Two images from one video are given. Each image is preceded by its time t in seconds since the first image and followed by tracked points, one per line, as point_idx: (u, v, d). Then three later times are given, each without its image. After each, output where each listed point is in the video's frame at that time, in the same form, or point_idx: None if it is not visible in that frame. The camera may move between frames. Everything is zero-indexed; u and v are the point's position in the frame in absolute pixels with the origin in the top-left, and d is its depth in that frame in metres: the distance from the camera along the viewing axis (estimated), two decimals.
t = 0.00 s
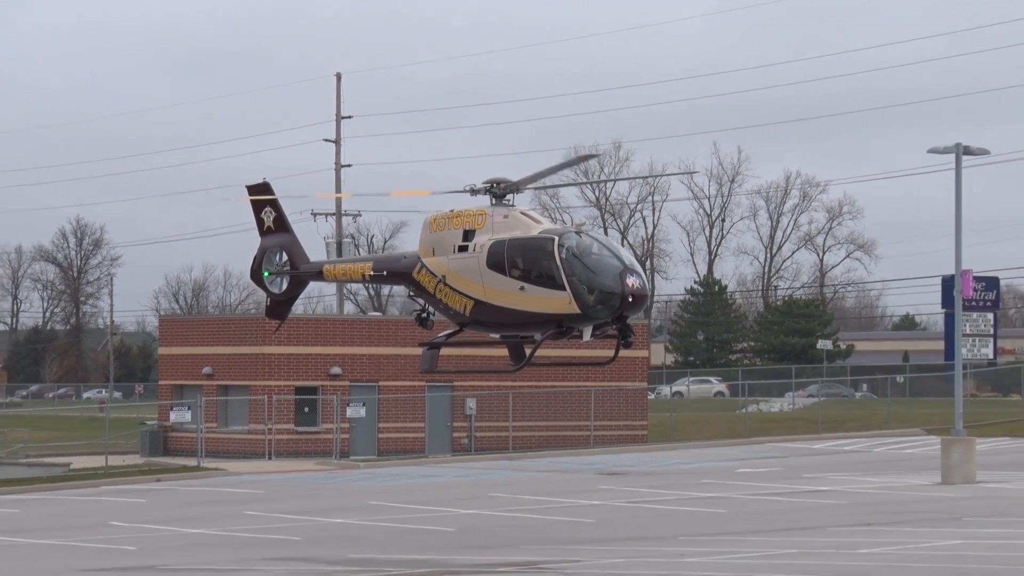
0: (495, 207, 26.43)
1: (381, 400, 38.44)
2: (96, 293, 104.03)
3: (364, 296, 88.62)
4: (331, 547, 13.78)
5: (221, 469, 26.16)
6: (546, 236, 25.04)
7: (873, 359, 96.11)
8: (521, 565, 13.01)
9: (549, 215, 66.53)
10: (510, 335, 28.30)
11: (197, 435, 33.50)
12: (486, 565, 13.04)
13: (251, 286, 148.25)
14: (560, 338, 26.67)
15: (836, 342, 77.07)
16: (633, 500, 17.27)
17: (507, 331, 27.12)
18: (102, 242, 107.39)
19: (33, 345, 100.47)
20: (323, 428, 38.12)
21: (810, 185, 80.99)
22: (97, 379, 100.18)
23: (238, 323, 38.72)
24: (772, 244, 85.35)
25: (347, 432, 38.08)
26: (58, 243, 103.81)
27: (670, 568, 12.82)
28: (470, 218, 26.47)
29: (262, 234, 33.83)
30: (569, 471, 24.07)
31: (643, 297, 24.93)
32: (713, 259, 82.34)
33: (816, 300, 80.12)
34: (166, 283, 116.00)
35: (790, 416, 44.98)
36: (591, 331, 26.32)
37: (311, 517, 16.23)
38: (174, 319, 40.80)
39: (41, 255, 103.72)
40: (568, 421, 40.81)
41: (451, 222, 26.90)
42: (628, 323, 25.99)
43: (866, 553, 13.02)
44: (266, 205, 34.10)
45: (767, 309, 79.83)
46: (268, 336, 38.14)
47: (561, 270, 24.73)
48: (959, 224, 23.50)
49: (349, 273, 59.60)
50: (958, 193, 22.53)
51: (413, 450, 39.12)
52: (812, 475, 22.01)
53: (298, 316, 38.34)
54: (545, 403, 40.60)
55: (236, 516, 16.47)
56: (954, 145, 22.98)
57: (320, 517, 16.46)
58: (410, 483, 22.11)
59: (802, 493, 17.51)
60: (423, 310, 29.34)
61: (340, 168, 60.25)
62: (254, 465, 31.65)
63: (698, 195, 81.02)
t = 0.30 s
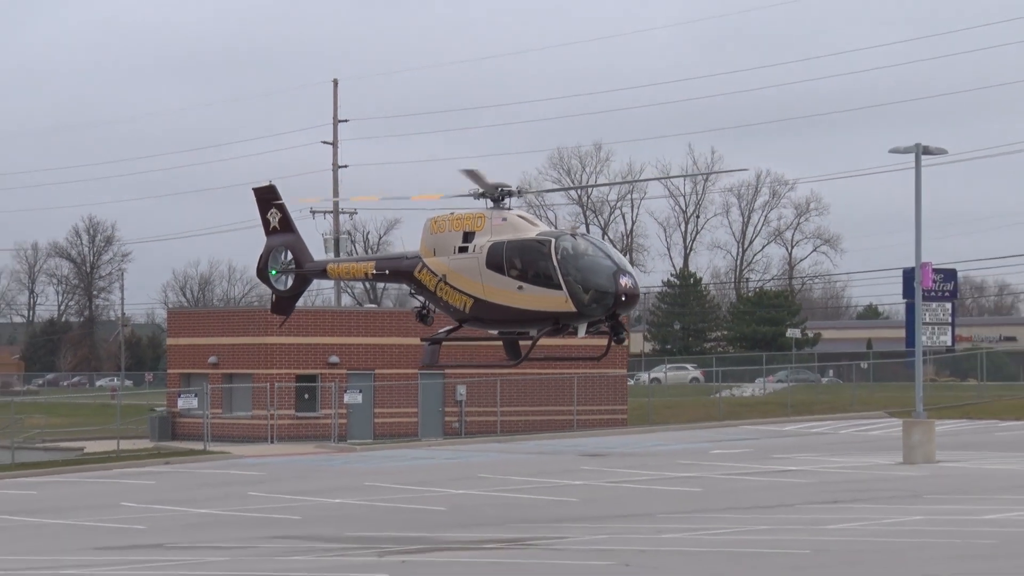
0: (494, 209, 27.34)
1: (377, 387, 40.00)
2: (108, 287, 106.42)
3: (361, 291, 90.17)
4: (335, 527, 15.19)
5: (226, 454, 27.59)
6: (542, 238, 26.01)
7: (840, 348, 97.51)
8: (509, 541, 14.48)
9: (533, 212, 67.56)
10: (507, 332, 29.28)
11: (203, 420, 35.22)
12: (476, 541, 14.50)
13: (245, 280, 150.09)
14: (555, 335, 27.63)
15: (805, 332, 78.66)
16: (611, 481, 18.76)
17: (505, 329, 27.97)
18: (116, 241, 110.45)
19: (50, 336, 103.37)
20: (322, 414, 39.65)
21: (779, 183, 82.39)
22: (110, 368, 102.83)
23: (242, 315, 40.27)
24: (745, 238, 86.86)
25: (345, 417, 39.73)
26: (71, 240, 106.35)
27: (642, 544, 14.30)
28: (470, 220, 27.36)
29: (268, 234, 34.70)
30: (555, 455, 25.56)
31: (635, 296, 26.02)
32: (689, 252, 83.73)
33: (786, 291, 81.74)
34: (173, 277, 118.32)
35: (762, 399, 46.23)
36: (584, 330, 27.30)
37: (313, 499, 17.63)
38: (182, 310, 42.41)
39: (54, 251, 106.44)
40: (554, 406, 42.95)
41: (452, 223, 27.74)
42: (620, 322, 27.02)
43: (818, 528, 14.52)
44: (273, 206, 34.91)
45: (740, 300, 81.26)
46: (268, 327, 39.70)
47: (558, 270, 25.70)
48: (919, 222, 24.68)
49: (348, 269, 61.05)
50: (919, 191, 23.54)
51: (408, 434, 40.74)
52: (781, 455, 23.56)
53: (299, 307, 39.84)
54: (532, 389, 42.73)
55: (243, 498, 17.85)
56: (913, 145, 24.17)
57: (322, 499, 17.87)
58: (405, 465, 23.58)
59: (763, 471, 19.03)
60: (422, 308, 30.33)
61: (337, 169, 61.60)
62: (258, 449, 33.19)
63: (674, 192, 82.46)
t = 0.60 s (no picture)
0: (487, 209, 28.95)
1: (367, 372, 43.81)
2: (114, 279, 110.24)
3: (351, 281, 92.29)
4: (329, 501, 16.54)
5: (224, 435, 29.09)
6: (534, 237, 27.59)
7: (805, 335, 100.05)
8: (491, 514, 15.85)
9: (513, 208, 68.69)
10: (496, 325, 30.29)
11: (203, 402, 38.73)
12: (461, 513, 15.88)
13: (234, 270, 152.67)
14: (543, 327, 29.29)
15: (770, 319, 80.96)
16: (585, 459, 20.25)
17: (496, 321, 29.60)
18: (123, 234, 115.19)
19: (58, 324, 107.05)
20: (316, 397, 43.20)
21: (746, 179, 84.24)
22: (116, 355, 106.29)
23: (242, 306, 44.31)
24: (714, 232, 88.97)
25: (338, 400, 43.32)
26: (77, 233, 109.85)
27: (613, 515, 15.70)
28: (464, 219, 28.95)
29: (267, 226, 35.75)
30: (536, 436, 27.11)
31: (622, 293, 27.77)
32: (662, 244, 85.56)
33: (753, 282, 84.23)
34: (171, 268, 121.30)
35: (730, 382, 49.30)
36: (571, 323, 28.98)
37: (308, 476, 19.02)
38: (186, 301, 46.48)
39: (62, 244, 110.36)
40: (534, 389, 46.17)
41: (447, 221, 29.33)
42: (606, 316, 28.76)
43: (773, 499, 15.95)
44: (271, 199, 35.90)
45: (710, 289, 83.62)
46: (267, 316, 43.92)
47: (549, 267, 27.29)
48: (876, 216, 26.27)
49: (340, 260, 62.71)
50: (876, 190, 24.29)
51: (395, 416, 44.31)
52: (747, 437, 24.99)
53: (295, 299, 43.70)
54: (515, 373, 45.92)
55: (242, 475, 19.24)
56: (872, 143, 24.97)
57: (316, 476, 19.26)
58: (395, 444, 25.09)
59: (724, 449, 20.59)
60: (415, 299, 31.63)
61: (329, 164, 63.39)
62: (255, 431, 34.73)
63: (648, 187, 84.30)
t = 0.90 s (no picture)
0: (481, 204, 29.88)
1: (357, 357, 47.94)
2: (118, 267, 113.24)
3: (341, 270, 93.79)
4: (320, 482, 17.54)
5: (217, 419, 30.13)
6: (526, 233, 28.63)
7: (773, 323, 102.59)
8: (475, 492, 16.89)
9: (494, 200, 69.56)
10: (485, 315, 31.14)
11: (206, 386, 42.53)
12: (446, 491, 16.91)
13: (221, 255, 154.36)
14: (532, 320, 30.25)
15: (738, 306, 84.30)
16: (559, 444, 21.40)
17: (486, 312, 30.52)
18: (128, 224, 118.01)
19: (64, 310, 109.87)
20: (309, 379, 47.47)
21: (717, 175, 85.69)
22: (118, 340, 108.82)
23: (237, 295, 47.95)
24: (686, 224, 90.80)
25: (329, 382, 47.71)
26: (82, 223, 112.66)
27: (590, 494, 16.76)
28: (459, 213, 29.85)
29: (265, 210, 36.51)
30: (517, 420, 28.32)
31: (609, 289, 28.76)
32: (637, 235, 87.02)
33: (721, 271, 86.24)
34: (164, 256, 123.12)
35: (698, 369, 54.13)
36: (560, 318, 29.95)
37: (298, 460, 20.03)
38: (186, 288, 50.07)
39: (67, 232, 113.15)
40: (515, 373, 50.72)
41: (442, 214, 30.19)
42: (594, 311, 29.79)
43: (739, 479, 17.06)
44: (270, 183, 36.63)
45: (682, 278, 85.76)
46: (262, 304, 47.46)
47: (540, 262, 28.33)
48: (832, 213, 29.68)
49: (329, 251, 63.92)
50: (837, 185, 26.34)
51: (384, 397, 48.62)
52: (715, 422, 26.45)
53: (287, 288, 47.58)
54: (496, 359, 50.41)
55: (234, 459, 20.22)
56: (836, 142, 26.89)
57: (305, 460, 20.26)
58: (382, 427, 26.19)
59: (687, 432, 21.87)
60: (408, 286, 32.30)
61: (320, 157, 64.60)
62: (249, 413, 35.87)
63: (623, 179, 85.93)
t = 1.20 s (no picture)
0: (476, 199, 30.79)
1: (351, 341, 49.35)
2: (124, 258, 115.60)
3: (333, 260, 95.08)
4: (313, 463, 18.48)
5: (214, 403, 31.09)
6: (518, 228, 29.51)
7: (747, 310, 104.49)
8: (461, 471, 17.84)
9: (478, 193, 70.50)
10: (477, 306, 32.04)
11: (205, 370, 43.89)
12: (433, 470, 17.86)
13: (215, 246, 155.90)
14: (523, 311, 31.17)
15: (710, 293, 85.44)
16: (537, 428, 22.46)
17: (479, 302, 31.46)
18: (131, 216, 119.88)
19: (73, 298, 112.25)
20: (304, 362, 48.89)
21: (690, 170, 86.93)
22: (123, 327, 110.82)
23: (234, 282, 49.33)
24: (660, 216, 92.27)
25: (324, 365, 48.92)
26: (89, 216, 115.01)
27: (569, 473, 17.73)
28: (454, 207, 30.74)
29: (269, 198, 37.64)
30: (500, 402, 29.36)
31: (596, 283, 29.71)
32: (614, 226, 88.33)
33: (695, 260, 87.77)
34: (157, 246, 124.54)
35: (672, 352, 56.69)
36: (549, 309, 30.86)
37: (290, 443, 20.99)
38: (185, 276, 51.61)
39: (73, 224, 115.02)
40: (499, 356, 52.93)
41: (438, 208, 31.08)
42: (580, 304, 30.74)
43: (709, 463, 18.07)
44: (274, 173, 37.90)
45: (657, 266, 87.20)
46: (260, 292, 48.71)
47: (530, 256, 29.21)
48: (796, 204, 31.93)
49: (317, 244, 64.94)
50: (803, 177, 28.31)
51: (375, 379, 50.01)
52: (689, 404, 27.80)
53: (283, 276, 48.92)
54: (482, 343, 52.49)
55: (229, 443, 21.14)
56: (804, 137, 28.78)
57: (296, 444, 21.22)
58: (372, 409, 27.16)
59: (659, 418, 23.07)
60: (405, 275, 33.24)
61: (312, 151, 65.54)
62: (243, 396, 36.87)
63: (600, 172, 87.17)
